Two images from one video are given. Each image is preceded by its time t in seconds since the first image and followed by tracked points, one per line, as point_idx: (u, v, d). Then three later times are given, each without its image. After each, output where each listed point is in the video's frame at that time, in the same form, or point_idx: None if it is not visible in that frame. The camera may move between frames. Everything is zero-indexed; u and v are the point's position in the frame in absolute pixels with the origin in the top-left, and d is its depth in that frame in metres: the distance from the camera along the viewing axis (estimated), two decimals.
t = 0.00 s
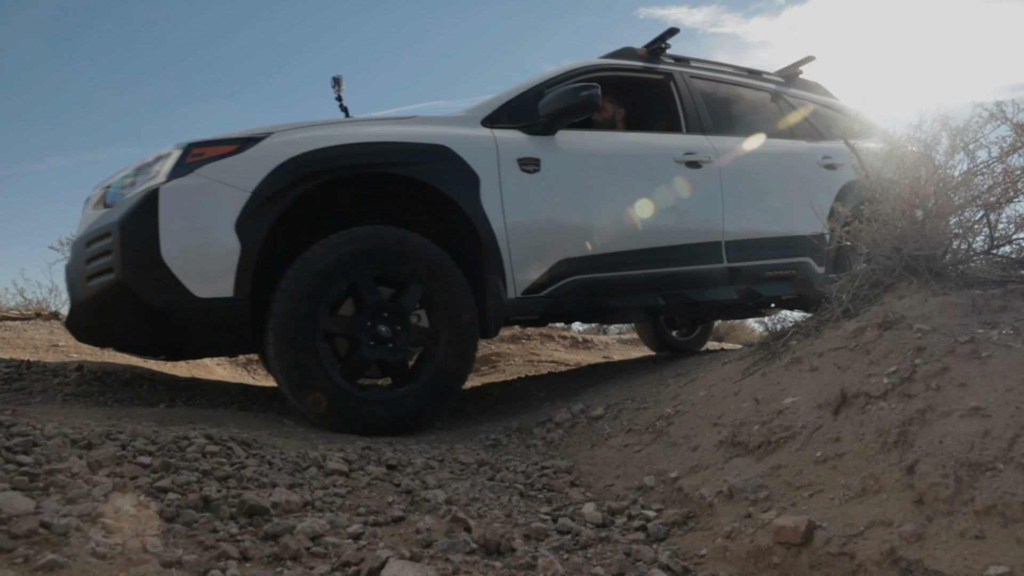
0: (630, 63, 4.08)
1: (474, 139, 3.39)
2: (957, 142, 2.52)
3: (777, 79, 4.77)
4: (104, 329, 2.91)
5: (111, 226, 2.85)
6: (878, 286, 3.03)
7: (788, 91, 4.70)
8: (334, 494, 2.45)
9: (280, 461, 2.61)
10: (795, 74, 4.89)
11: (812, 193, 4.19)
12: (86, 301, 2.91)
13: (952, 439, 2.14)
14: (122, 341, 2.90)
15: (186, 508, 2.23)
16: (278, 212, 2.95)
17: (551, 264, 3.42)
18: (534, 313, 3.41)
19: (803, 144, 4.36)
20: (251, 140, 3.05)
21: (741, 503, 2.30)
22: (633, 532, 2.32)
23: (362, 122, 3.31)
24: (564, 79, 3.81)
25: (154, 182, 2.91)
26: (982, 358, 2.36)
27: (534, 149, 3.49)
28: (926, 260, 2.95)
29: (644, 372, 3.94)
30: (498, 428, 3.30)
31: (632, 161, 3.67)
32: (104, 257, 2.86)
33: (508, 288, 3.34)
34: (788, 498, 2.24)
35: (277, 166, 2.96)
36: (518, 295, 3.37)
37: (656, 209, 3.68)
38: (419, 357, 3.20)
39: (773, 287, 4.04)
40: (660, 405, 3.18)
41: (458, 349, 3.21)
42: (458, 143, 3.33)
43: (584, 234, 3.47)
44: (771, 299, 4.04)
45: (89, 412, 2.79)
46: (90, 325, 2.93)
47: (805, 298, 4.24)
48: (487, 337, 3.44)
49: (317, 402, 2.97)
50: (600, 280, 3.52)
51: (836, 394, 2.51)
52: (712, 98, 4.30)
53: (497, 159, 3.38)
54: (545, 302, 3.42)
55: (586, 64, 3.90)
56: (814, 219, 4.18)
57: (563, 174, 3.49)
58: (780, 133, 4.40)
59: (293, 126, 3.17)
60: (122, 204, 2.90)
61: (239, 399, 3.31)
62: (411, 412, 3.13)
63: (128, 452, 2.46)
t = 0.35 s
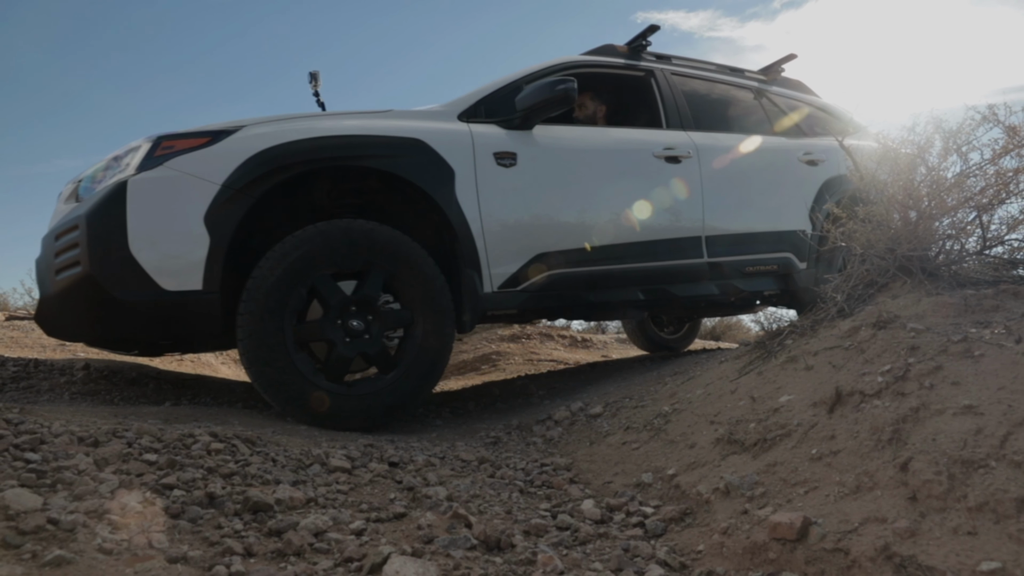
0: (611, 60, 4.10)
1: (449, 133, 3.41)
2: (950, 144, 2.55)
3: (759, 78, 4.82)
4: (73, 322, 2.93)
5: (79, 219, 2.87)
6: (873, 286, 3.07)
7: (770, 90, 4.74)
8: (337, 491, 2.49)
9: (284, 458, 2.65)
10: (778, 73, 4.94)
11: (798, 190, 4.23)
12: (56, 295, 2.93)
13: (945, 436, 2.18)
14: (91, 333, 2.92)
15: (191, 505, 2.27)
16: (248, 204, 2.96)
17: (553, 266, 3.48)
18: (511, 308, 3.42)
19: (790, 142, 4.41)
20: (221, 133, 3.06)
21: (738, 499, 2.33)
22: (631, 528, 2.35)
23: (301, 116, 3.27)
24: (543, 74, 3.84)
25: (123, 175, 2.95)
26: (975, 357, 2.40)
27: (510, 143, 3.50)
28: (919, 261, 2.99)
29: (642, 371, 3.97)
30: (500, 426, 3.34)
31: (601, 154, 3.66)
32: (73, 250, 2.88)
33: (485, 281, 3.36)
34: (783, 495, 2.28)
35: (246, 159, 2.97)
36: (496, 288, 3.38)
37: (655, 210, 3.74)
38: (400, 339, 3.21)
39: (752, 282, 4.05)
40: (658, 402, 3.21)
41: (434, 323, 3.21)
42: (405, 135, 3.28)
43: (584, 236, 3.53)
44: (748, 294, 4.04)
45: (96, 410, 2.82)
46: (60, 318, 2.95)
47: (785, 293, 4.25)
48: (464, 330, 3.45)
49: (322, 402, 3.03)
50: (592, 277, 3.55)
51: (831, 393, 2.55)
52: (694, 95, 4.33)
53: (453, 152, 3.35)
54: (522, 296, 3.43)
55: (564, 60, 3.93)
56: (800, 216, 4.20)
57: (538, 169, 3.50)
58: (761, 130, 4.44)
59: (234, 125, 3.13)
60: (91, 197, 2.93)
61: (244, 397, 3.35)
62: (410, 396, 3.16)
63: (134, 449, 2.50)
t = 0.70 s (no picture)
0: (598, 59, 4.13)
1: (432, 130, 3.42)
2: (943, 147, 2.59)
3: (746, 79, 4.86)
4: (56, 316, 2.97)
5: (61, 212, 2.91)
6: (867, 286, 3.11)
7: (758, 91, 4.78)
8: (340, 488, 2.53)
9: (287, 456, 2.69)
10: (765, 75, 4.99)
11: (785, 189, 4.28)
12: (38, 289, 2.97)
13: (938, 434, 2.21)
14: (76, 329, 2.95)
15: (196, 501, 2.31)
16: (229, 198, 2.97)
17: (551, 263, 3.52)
18: (495, 303, 3.44)
19: (777, 142, 4.46)
20: (203, 128, 3.09)
21: (734, 496, 2.37)
22: (629, 524, 2.39)
23: (255, 114, 3.25)
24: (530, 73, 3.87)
25: (104, 169, 2.97)
26: (967, 356, 2.44)
27: (494, 140, 3.52)
28: (913, 261, 3.03)
29: (641, 369, 4.01)
30: (500, 425, 3.38)
31: (579, 150, 3.67)
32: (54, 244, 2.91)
33: (469, 278, 3.37)
34: (779, 491, 2.32)
35: (226, 154, 2.99)
36: (480, 285, 3.39)
37: (653, 211, 3.79)
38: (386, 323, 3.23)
39: (738, 280, 4.07)
40: (655, 401, 3.25)
41: (415, 299, 3.23)
42: (367, 131, 3.24)
43: (582, 236, 3.57)
44: (733, 292, 4.07)
45: (103, 409, 2.86)
46: (43, 312, 2.99)
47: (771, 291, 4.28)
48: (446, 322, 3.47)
49: (325, 399, 3.08)
50: (583, 273, 3.58)
51: (826, 391, 2.59)
52: (682, 95, 4.36)
53: (420, 146, 3.34)
54: (506, 292, 3.45)
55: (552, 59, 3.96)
56: (786, 216, 4.25)
57: (521, 165, 3.52)
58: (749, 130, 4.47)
59: (218, 121, 3.16)
60: (73, 191, 2.97)
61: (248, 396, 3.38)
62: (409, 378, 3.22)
63: (140, 447, 2.54)
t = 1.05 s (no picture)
0: (579, 57, 4.14)
1: (402, 121, 3.40)
2: (935, 149, 2.62)
3: (728, 78, 4.89)
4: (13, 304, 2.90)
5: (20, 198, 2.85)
6: (860, 287, 3.15)
7: (740, 91, 4.81)
8: (343, 484, 2.57)
9: (291, 453, 2.73)
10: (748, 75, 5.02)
11: (766, 187, 4.31)
12: None
13: (931, 432, 2.25)
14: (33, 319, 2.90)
15: (201, 498, 2.35)
16: (193, 186, 2.96)
17: (551, 266, 3.56)
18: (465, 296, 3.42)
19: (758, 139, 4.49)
20: (167, 116, 3.07)
21: (731, 493, 2.41)
22: (627, 520, 2.43)
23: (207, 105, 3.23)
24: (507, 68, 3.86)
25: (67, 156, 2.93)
26: (959, 355, 2.48)
27: (467, 132, 3.51)
28: (906, 262, 3.07)
29: (639, 368, 4.05)
30: (500, 422, 3.42)
31: (544, 140, 3.65)
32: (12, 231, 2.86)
33: (439, 270, 3.36)
34: (775, 488, 2.35)
35: (189, 143, 2.98)
36: (451, 278, 3.38)
37: (650, 213, 3.86)
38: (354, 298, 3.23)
39: (716, 277, 4.08)
40: (653, 399, 3.29)
41: (373, 270, 3.20)
42: (311, 113, 3.20)
43: (582, 236, 3.63)
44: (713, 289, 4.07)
45: (110, 407, 2.90)
46: None
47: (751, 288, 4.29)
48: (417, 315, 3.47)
49: (329, 394, 3.14)
50: (561, 266, 3.58)
51: (821, 389, 2.63)
52: (662, 94, 4.38)
53: (372, 127, 3.29)
54: (478, 285, 3.43)
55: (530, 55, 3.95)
56: (767, 214, 4.28)
57: (494, 158, 3.51)
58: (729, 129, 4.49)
59: (183, 110, 3.14)
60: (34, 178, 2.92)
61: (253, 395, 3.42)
62: (393, 347, 3.24)
63: (147, 444, 2.58)
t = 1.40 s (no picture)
0: (548, 50, 4.09)
1: (349, 108, 3.30)
2: (929, 151, 2.66)
3: (703, 77, 4.87)
4: None
5: None
6: (855, 287, 3.21)
7: (714, 90, 4.81)
8: (345, 481, 2.61)
9: (295, 450, 2.77)
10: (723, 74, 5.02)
11: (734, 185, 4.33)
12: None
13: (924, 429, 2.29)
14: None
15: (207, 494, 2.39)
16: (124, 167, 2.85)
17: (549, 267, 3.61)
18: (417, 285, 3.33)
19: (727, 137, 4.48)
20: (102, 94, 2.95)
21: (727, 489, 2.45)
22: (625, 516, 2.47)
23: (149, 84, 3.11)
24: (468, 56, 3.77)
25: None
26: (952, 354, 2.52)
27: (416, 118, 3.41)
28: (899, 262, 3.12)
29: (636, 366, 4.09)
30: (501, 420, 3.47)
31: (488, 127, 3.55)
32: None
33: (386, 259, 3.27)
34: (770, 485, 2.39)
35: (119, 124, 2.87)
36: (398, 267, 3.29)
37: (648, 214, 3.92)
38: (283, 267, 3.16)
39: (682, 274, 4.05)
40: (651, 397, 3.33)
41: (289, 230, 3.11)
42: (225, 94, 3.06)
43: (580, 237, 3.68)
44: (681, 285, 4.04)
45: (117, 405, 2.94)
46: None
47: (720, 285, 4.27)
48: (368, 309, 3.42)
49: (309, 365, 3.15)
50: (520, 258, 3.52)
51: (816, 388, 2.67)
52: (634, 90, 4.34)
53: (292, 106, 3.15)
54: (425, 276, 3.34)
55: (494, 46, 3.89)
56: (735, 214, 4.28)
57: (447, 146, 3.42)
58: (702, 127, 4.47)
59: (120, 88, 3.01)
60: None
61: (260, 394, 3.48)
62: (343, 292, 3.21)
63: (153, 442, 2.63)
